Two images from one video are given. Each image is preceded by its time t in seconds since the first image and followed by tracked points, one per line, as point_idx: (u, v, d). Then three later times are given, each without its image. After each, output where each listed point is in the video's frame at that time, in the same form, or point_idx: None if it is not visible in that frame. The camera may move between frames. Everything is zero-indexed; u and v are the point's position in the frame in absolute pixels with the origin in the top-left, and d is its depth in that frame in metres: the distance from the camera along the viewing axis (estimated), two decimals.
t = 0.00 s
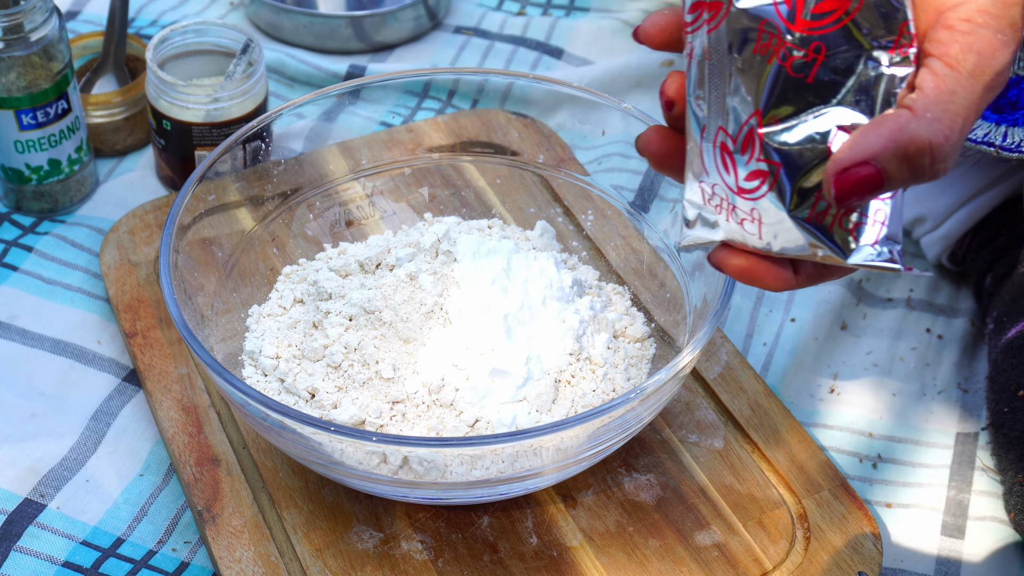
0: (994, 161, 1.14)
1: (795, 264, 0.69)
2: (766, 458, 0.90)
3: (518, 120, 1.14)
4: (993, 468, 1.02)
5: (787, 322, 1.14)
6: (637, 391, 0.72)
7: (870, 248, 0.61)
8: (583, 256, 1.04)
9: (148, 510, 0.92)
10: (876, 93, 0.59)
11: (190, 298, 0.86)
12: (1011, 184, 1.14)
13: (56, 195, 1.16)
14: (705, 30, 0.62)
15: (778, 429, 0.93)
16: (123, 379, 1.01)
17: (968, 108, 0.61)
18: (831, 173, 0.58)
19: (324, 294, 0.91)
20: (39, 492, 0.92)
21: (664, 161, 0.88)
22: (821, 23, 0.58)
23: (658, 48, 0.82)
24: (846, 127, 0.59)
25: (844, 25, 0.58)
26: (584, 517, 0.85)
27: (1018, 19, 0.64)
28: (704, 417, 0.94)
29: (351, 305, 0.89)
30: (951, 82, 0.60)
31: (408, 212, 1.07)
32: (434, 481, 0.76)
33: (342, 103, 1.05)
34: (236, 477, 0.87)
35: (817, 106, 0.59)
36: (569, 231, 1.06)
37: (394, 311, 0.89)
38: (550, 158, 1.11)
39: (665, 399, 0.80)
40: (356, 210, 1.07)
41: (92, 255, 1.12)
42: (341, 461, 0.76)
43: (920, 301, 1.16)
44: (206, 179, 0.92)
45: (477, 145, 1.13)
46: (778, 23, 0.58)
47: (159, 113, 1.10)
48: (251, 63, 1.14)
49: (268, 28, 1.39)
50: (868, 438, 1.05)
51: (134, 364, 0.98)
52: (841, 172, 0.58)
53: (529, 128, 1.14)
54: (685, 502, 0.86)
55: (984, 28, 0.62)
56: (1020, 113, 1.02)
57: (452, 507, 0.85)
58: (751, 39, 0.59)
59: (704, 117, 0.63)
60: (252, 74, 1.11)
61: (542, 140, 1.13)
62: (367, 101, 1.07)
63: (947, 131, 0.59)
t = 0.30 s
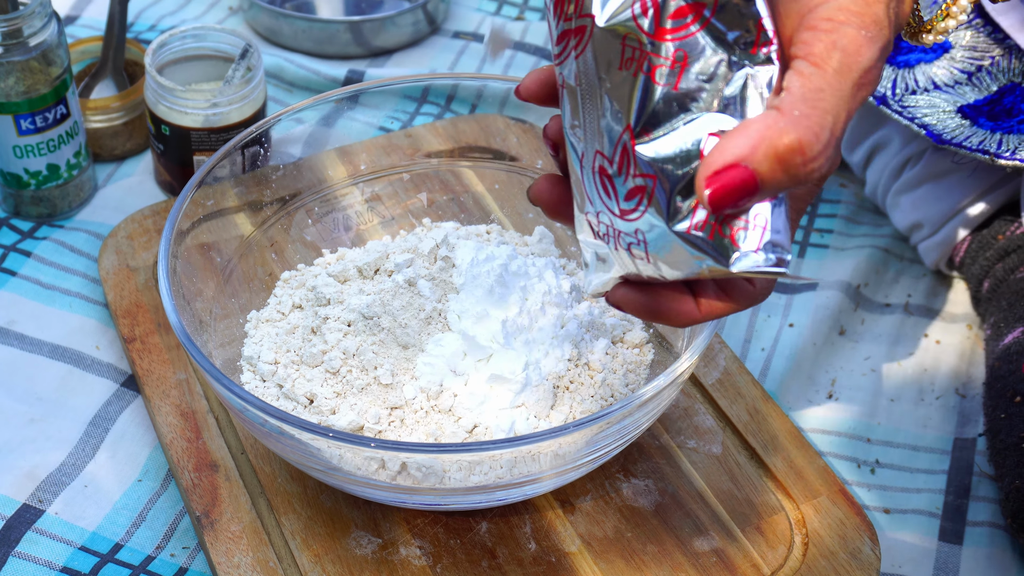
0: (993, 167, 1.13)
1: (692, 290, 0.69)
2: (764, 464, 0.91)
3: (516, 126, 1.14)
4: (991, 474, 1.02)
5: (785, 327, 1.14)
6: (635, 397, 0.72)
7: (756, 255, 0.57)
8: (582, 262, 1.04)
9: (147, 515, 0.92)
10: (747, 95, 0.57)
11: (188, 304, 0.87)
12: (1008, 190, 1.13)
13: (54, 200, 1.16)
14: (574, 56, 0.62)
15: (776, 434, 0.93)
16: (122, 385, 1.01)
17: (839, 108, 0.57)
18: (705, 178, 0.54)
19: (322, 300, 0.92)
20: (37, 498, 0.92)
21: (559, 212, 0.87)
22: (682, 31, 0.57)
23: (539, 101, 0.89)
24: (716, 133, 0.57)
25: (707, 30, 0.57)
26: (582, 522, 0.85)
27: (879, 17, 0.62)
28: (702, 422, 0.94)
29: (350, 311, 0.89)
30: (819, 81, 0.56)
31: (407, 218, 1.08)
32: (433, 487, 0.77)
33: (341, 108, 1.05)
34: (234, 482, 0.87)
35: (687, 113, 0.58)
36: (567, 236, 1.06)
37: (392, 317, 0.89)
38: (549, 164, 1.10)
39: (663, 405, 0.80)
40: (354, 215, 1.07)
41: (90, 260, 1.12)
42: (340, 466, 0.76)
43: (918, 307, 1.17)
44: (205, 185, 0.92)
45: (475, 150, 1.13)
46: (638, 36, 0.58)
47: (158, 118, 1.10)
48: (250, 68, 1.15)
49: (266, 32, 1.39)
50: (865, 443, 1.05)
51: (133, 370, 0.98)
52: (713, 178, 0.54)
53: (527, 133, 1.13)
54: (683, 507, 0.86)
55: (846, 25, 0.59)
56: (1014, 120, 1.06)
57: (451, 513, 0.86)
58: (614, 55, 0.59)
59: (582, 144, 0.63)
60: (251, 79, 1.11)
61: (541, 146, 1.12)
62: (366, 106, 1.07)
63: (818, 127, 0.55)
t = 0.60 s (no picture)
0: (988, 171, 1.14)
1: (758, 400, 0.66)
2: (761, 467, 0.91)
3: (513, 131, 1.13)
4: (987, 478, 1.02)
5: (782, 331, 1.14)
6: (632, 401, 0.72)
7: (839, 387, 0.57)
8: (578, 266, 1.04)
9: (143, 519, 0.92)
10: (807, 224, 0.57)
11: (185, 308, 0.87)
12: (1002, 196, 1.14)
13: (52, 205, 1.16)
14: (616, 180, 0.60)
15: (772, 438, 0.93)
16: (118, 389, 1.01)
17: (905, 230, 0.56)
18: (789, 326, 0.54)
19: (319, 303, 0.92)
20: (34, 502, 0.92)
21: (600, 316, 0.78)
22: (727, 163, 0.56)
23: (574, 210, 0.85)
24: (788, 264, 0.56)
25: (755, 162, 0.56)
26: (579, 526, 0.85)
27: (928, 124, 0.61)
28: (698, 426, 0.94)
29: (347, 315, 0.89)
30: (880, 206, 0.56)
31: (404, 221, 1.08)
32: (429, 491, 0.77)
33: (338, 112, 1.06)
34: (231, 486, 0.87)
35: (751, 247, 0.57)
36: (564, 240, 1.06)
37: (389, 321, 0.89)
38: (546, 167, 1.11)
39: (660, 409, 0.80)
40: (351, 219, 1.07)
41: (88, 264, 1.12)
42: (336, 471, 0.76)
43: (915, 311, 1.17)
44: (202, 189, 0.92)
45: (472, 154, 1.12)
46: (688, 167, 0.57)
47: (155, 123, 1.10)
48: (247, 72, 1.15)
49: (264, 37, 1.40)
50: (862, 447, 1.05)
51: (130, 374, 0.98)
52: (797, 323, 0.54)
53: (524, 137, 1.13)
54: (680, 511, 0.87)
55: (899, 140, 0.59)
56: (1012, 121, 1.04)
57: (447, 517, 0.86)
58: (665, 189, 0.58)
59: (634, 272, 0.61)
60: (249, 83, 1.11)
61: (538, 150, 1.12)
62: (362, 111, 1.08)
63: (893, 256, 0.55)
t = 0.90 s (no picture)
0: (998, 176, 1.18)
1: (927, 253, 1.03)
2: (759, 471, 0.91)
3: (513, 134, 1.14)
4: (986, 482, 1.02)
5: (780, 335, 1.14)
6: (632, 405, 0.72)
7: None
8: (576, 270, 1.04)
9: (143, 523, 0.92)
10: None
11: (184, 313, 0.87)
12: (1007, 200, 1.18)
13: (50, 209, 1.16)
14: None
15: (771, 442, 0.93)
16: (117, 394, 1.01)
17: None
18: None
19: (318, 308, 0.92)
20: (33, 506, 0.92)
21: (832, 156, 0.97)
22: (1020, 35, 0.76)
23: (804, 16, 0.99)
24: None
25: None
26: (577, 530, 0.85)
27: None
28: (697, 430, 0.94)
29: (345, 320, 0.89)
30: None
31: (402, 226, 1.08)
32: (428, 496, 0.77)
33: (337, 117, 1.05)
34: (231, 491, 0.87)
35: None
36: (563, 244, 1.06)
37: (387, 325, 0.89)
38: (545, 171, 1.11)
39: (659, 412, 0.80)
40: (350, 223, 1.07)
41: (87, 269, 1.12)
42: (335, 475, 0.76)
43: (913, 315, 1.17)
44: (201, 193, 0.92)
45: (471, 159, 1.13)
46: None
47: (154, 127, 1.10)
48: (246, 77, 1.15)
49: (263, 41, 1.40)
50: (860, 451, 1.05)
51: (129, 378, 0.98)
52: None
53: (523, 141, 1.14)
54: (679, 515, 0.87)
55: None
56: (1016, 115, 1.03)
57: (446, 521, 0.86)
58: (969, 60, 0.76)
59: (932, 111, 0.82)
60: (248, 87, 1.11)
61: (536, 154, 1.13)
62: (361, 115, 1.07)
63: None
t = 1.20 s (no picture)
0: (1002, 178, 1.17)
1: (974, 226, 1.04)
2: (759, 472, 0.91)
3: (512, 136, 1.15)
4: (985, 483, 1.02)
5: (779, 336, 1.14)
6: (632, 406, 0.73)
7: None
8: (576, 271, 1.04)
9: (143, 524, 0.92)
10: None
11: (184, 314, 0.87)
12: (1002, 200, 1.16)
13: (51, 210, 1.16)
14: None
15: (771, 443, 0.93)
16: (117, 395, 1.01)
17: None
18: None
19: (318, 309, 0.92)
20: (33, 508, 0.92)
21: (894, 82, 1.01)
22: None
23: None
24: None
25: None
26: (577, 532, 0.85)
27: None
28: (697, 432, 0.94)
29: (346, 321, 0.89)
30: None
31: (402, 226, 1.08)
32: (428, 497, 0.77)
33: (337, 118, 1.05)
34: (231, 492, 0.87)
35: None
36: (563, 245, 1.06)
37: (387, 327, 0.89)
38: (544, 173, 1.12)
39: (659, 413, 0.80)
40: (350, 224, 1.07)
41: (87, 270, 1.13)
42: (336, 476, 0.76)
43: (912, 316, 1.17)
44: (201, 195, 0.92)
45: (470, 160, 1.13)
46: None
47: (154, 128, 1.10)
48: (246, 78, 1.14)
49: (262, 43, 1.40)
50: (860, 452, 1.06)
51: (129, 379, 0.98)
52: None
53: (523, 143, 1.15)
54: (679, 517, 0.87)
55: None
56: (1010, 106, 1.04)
57: (446, 522, 0.86)
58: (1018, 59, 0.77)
59: (945, 112, 0.85)
60: (247, 88, 1.11)
61: (536, 155, 1.13)
62: (361, 116, 1.06)
63: None
